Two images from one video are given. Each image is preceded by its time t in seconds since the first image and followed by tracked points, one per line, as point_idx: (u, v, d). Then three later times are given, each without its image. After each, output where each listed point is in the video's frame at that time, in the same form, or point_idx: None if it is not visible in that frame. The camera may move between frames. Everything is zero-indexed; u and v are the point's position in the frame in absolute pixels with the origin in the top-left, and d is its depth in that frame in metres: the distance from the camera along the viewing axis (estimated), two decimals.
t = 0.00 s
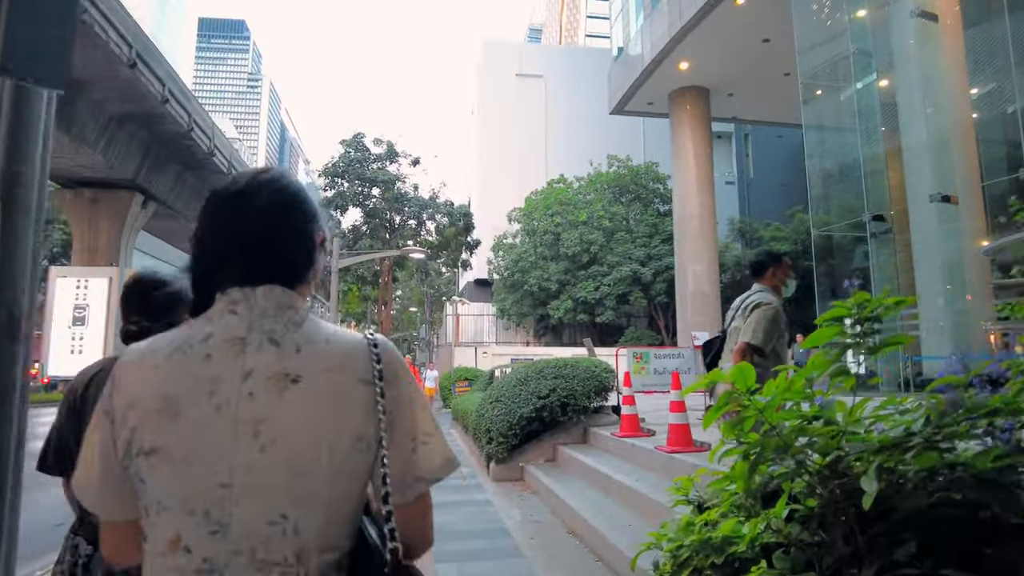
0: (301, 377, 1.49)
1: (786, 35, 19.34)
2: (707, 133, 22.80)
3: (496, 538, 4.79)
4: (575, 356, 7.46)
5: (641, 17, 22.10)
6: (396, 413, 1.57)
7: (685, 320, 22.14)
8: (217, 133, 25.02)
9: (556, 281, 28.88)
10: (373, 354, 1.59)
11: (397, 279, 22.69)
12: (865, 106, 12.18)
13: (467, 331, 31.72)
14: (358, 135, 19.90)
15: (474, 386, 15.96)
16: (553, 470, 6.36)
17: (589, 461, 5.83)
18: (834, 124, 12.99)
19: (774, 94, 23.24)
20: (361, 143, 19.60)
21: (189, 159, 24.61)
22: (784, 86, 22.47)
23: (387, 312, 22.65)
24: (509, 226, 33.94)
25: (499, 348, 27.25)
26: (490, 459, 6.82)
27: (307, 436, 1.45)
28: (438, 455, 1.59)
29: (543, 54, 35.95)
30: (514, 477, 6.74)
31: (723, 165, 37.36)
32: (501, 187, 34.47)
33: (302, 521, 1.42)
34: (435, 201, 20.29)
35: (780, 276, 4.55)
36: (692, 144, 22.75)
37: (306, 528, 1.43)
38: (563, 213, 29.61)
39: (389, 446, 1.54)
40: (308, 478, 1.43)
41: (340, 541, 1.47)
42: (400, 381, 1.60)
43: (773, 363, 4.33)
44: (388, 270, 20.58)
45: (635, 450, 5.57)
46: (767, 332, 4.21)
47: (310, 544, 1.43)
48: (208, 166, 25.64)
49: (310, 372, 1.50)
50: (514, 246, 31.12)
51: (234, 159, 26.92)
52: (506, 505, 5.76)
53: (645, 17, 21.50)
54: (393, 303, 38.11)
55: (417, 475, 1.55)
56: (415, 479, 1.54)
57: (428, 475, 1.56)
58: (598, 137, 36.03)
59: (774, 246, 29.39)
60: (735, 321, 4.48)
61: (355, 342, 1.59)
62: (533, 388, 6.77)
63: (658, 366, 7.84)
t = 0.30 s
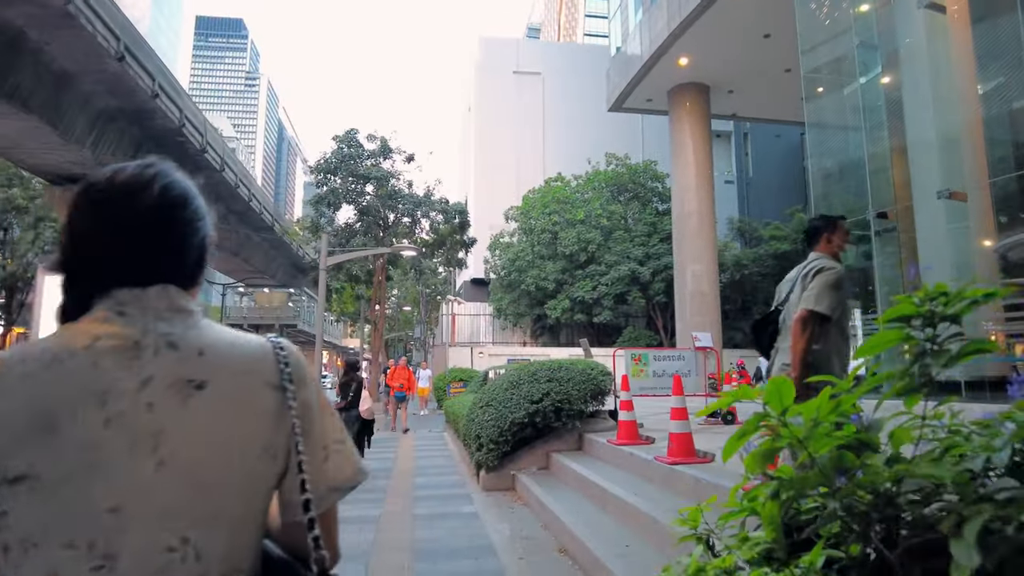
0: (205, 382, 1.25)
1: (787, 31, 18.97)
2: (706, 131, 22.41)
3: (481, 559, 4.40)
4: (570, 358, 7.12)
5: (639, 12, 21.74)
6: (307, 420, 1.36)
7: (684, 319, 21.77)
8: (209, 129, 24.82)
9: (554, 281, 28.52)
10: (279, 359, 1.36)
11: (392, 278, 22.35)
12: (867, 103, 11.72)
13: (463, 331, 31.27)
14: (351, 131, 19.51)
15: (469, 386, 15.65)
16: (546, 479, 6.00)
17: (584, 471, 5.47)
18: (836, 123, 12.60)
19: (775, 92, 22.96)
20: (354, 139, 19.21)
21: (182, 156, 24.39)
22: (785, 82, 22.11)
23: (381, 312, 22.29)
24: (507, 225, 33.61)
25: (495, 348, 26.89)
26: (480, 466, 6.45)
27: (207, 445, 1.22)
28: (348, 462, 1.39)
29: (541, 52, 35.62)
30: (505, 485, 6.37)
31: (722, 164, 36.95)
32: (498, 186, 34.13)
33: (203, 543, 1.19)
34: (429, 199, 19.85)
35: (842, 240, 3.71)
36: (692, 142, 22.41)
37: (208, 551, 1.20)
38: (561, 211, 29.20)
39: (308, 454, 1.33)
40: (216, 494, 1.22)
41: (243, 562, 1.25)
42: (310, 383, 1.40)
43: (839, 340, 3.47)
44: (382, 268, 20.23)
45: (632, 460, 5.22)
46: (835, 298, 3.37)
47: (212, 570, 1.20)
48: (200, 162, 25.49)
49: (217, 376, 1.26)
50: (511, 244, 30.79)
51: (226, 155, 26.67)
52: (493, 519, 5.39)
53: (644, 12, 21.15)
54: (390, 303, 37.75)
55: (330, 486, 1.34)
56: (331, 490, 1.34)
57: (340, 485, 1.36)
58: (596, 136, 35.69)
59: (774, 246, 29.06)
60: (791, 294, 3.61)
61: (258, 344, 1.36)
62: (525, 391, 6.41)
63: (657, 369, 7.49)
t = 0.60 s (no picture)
0: (30, 362, 1.31)
1: (787, 25, 18.71)
2: (704, 127, 22.10)
3: (467, 565, 4.11)
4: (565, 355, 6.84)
5: (636, 7, 21.46)
6: (160, 395, 1.41)
7: (682, 318, 21.49)
8: (202, 124, 24.58)
9: (550, 279, 28.21)
10: (123, 331, 1.42)
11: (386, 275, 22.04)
12: (869, 100, 11.39)
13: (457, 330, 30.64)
14: (344, 125, 19.20)
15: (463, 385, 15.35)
16: (538, 480, 5.72)
17: (579, 472, 5.19)
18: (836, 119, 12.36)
19: (773, 88, 22.76)
20: (347, 133, 18.91)
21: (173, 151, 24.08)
22: (784, 77, 21.87)
23: (375, 309, 21.97)
24: (503, 223, 33.29)
25: (491, 346, 26.57)
26: (470, 466, 6.15)
27: (29, 420, 1.27)
28: (209, 444, 1.44)
29: (537, 49, 35.33)
30: (496, 487, 6.08)
31: (720, 163, 37.80)
32: (494, 184, 33.80)
33: (30, 533, 1.24)
34: (423, 194, 19.52)
35: (900, 182, 2.92)
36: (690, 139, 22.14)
37: (35, 540, 1.25)
38: (557, 209, 28.88)
39: (147, 436, 1.36)
40: (42, 474, 1.26)
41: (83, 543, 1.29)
42: (165, 358, 1.45)
43: (906, 298, 2.72)
44: (376, 265, 19.93)
45: (631, 459, 4.94)
46: (879, 250, 2.70)
47: (38, 553, 1.24)
48: (192, 157, 25.24)
49: (45, 356, 1.32)
50: (508, 242, 30.50)
51: (220, 152, 26.42)
52: (484, 523, 5.10)
53: (641, 7, 20.86)
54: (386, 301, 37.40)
55: (185, 466, 1.41)
56: (183, 472, 1.40)
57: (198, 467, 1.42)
58: (593, 133, 35.43)
59: (773, 244, 28.80)
60: (841, 256, 2.94)
61: (100, 318, 1.42)
62: (518, 388, 6.11)
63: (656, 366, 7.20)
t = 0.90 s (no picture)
0: None
1: (790, 19, 18.30)
2: (705, 125, 21.71)
3: None
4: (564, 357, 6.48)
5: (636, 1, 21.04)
6: None
7: (683, 318, 21.10)
8: (196, 122, 24.21)
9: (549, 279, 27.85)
10: None
11: (382, 274, 21.63)
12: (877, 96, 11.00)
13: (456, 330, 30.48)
14: (338, 121, 18.80)
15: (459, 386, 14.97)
16: (533, 493, 5.36)
17: (575, 486, 4.80)
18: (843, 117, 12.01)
19: (776, 83, 22.40)
20: (341, 129, 18.51)
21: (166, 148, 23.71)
22: (786, 72, 21.50)
23: (371, 310, 21.58)
24: (502, 222, 32.92)
25: (489, 347, 26.18)
26: (460, 477, 5.77)
27: None
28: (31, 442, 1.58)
29: (537, 46, 34.93)
30: (487, 499, 5.72)
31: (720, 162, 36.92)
32: (493, 183, 33.39)
33: None
34: (419, 192, 19.10)
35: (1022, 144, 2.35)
36: (691, 136, 21.71)
37: None
38: (556, 208, 28.45)
39: None
40: None
41: None
42: None
43: None
44: (371, 264, 19.54)
45: (632, 472, 4.55)
46: (991, 228, 2.24)
47: None
48: (186, 155, 24.88)
49: None
50: (506, 241, 30.09)
51: (214, 150, 26.02)
52: (472, 541, 4.76)
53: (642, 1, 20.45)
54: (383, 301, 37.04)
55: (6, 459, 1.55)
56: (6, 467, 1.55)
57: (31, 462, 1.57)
58: (592, 131, 35.07)
59: (774, 243, 28.39)
60: (947, 228, 2.53)
61: None
62: (511, 393, 5.73)
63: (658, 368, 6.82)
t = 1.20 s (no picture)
0: None
1: (801, 9, 17.84)
2: (712, 120, 21.24)
3: None
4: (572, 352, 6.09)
5: None
6: None
7: (690, 315, 20.64)
8: (196, 116, 23.87)
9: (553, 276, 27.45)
10: None
11: (383, 271, 21.23)
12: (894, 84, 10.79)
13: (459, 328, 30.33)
14: (338, 114, 18.42)
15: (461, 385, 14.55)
16: (541, 498, 4.94)
17: (588, 492, 4.37)
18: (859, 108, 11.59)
19: (785, 76, 21.97)
20: (341, 122, 18.14)
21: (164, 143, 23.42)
22: (796, 64, 21.03)
23: (372, 307, 21.17)
24: (505, 219, 32.50)
25: (493, 345, 25.77)
26: (461, 479, 5.36)
27: None
28: None
29: (541, 41, 34.51)
30: (492, 503, 5.32)
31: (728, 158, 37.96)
32: (496, 179, 32.95)
33: None
34: (421, 186, 18.69)
35: None
36: (698, 130, 21.27)
37: None
38: (561, 204, 28.03)
39: None
40: None
41: None
42: None
43: None
44: (371, 260, 19.14)
45: (651, 475, 4.13)
46: None
47: None
48: (186, 151, 24.57)
49: None
50: (509, 238, 29.68)
51: (214, 145, 25.67)
52: (474, 550, 4.37)
53: None
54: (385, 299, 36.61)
55: None
56: None
57: None
58: (596, 127, 34.64)
59: (782, 240, 27.90)
60: None
61: None
62: (516, 389, 5.32)
63: (673, 363, 6.42)
